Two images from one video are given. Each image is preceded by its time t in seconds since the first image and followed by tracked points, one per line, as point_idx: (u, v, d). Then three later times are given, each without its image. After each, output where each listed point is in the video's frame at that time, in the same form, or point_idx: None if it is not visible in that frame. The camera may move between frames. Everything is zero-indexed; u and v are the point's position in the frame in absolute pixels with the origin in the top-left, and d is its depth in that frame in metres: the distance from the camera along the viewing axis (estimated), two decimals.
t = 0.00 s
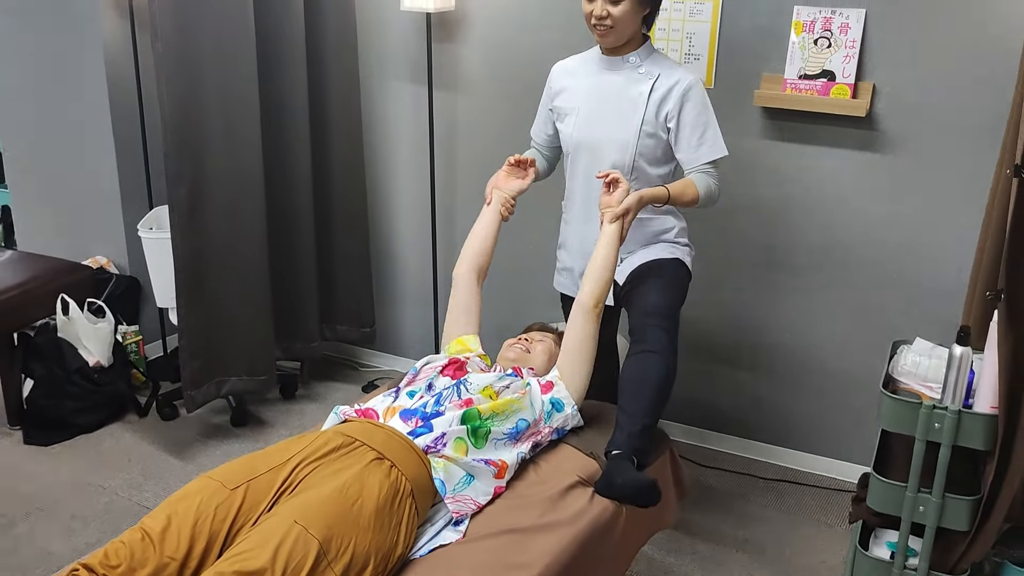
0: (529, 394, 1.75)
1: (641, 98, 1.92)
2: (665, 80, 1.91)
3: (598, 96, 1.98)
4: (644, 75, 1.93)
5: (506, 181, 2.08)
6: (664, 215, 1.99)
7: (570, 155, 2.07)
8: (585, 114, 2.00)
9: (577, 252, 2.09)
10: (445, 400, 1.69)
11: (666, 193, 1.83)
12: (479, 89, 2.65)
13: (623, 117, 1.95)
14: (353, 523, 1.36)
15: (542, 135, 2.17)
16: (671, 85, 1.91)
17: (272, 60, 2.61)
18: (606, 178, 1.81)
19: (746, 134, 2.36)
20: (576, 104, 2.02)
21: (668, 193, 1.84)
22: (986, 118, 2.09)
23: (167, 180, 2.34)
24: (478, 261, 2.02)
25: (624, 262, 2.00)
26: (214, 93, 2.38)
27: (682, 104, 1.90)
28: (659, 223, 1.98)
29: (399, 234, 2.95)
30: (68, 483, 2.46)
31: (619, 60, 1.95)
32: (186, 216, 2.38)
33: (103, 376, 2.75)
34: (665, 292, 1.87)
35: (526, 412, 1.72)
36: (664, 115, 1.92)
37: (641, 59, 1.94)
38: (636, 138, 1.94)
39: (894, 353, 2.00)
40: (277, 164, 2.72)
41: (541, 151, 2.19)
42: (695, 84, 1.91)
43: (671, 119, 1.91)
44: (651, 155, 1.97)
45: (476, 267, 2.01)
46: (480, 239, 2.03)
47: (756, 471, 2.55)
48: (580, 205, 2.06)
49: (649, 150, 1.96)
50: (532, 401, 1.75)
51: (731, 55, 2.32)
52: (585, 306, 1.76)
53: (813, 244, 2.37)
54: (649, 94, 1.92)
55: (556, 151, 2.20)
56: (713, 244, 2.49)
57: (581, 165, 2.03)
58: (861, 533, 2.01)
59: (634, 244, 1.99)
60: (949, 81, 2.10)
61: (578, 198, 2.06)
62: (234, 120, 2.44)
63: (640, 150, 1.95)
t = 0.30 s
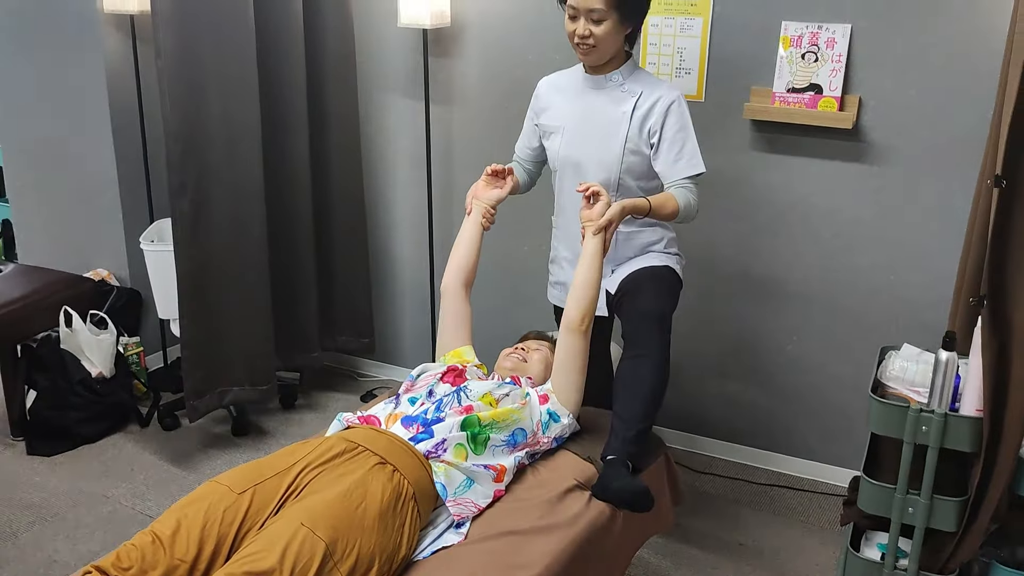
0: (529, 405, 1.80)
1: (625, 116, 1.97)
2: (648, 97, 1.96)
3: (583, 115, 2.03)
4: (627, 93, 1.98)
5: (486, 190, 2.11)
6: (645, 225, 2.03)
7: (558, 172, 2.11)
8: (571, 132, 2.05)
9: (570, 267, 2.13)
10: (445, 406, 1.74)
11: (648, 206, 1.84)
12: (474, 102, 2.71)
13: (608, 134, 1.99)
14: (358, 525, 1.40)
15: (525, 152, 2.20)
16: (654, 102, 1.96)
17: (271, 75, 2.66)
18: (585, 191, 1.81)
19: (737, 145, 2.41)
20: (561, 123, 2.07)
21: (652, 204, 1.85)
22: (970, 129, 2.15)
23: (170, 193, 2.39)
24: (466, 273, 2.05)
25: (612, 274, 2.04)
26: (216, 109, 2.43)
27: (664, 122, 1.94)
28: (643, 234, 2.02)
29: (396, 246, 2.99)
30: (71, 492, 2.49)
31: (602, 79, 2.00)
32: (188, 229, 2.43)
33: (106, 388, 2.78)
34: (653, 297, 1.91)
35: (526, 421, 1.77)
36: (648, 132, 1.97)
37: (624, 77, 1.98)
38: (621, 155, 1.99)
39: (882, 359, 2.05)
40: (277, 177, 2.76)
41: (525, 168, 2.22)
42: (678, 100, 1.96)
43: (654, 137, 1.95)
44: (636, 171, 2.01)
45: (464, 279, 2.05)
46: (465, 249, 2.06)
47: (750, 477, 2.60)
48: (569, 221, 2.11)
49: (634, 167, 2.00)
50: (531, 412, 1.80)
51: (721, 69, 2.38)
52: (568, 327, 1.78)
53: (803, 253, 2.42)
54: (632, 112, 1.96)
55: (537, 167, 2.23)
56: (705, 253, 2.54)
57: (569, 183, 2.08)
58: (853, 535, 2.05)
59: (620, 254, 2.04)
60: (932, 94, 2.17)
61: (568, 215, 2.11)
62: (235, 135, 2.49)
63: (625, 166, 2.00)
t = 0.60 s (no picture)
0: (532, 415, 1.83)
1: (614, 130, 2.01)
2: (637, 111, 2.00)
3: (573, 130, 2.07)
4: (616, 107, 2.02)
5: (429, 226, 2.05)
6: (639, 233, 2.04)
7: (552, 185, 2.16)
8: (563, 147, 2.09)
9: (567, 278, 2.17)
10: (447, 412, 1.76)
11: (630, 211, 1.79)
12: (467, 113, 2.74)
13: (598, 148, 2.04)
14: (366, 528, 1.43)
15: (511, 163, 2.24)
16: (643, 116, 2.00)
17: (266, 88, 2.69)
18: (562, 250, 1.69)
19: (727, 154, 2.46)
20: (553, 137, 2.11)
21: (631, 211, 1.79)
22: (953, 137, 2.21)
23: (169, 206, 2.42)
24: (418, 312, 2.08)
25: (607, 281, 2.07)
26: (213, 121, 2.46)
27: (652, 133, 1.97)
28: (634, 242, 2.04)
29: (390, 256, 3.02)
30: (70, 504, 2.50)
31: (591, 94, 2.04)
32: (186, 241, 2.46)
33: (101, 400, 2.80)
34: (646, 304, 1.94)
35: (528, 432, 1.80)
36: (637, 143, 2.00)
37: (613, 91, 2.02)
38: (612, 167, 2.03)
39: (872, 362, 2.09)
40: (273, 189, 2.80)
41: (514, 180, 2.27)
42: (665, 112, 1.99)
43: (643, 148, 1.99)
44: (627, 183, 2.05)
45: (417, 317, 2.08)
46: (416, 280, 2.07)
47: (742, 480, 2.64)
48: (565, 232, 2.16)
49: (626, 178, 2.04)
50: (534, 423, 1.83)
51: (709, 79, 2.42)
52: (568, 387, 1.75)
53: (791, 259, 2.47)
54: (621, 126, 2.01)
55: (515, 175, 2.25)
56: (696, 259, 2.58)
57: (563, 196, 2.13)
58: (845, 535, 2.09)
59: (614, 263, 2.06)
60: (915, 103, 2.22)
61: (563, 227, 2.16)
62: (231, 147, 2.51)
63: (616, 179, 2.04)
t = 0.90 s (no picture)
0: (534, 422, 1.85)
1: (614, 132, 2.05)
2: (636, 115, 2.05)
3: (574, 131, 2.11)
4: (616, 111, 2.06)
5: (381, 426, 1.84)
6: (634, 234, 2.09)
7: (551, 188, 2.19)
8: (564, 149, 2.13)
9: (564, 278, 2.20)
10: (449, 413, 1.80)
11: (628, 196, 1.82)
12: (457, 120, 2.78)
13: (597, 150, 2.08)
14: (377, 527, 1.46)
15: (506, 157, 2.26)
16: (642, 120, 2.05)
17: (259, 97, 2.71)
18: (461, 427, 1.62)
19: (715, 158, 2.50)
20: (554, 138, 2.16)
21: (627, 193, 1.83)
22: (936, 139, 2.27)
23: (164, 214, 2.45)
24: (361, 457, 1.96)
25: (604, 282, 2.12)
26: (207, 129, 2.48)
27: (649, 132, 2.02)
28: (631, 246, 2.09)
29: (382, 262, 3.04)
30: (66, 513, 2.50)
31: (591, 98, 2.08)
32: (182, 249, 2.49)
33: (96, 409, 2.79)
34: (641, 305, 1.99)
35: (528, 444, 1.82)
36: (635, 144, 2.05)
37: (613, 95, 2.07)
38: (611, 168, 2.06)
39: (861, 359, 2.14)
40: (266, 197, 2.81)
41: (505, 169, 2.28)
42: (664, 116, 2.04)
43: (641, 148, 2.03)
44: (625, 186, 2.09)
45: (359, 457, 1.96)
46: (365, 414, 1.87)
47: (734, 478, 2.68)
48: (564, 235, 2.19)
49: (624, 180, 2.08)
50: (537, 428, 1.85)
51: (697, 85, 2.47)
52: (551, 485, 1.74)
53: (780, 260, 2.52)
54: (621, 129, 2.05)
55: (499, 168, 2.25)
56: (687, 262, 2.62)
57: (562, 198, 2.16)
58: (838, 529, 2.13)
59: (613, 264, 2.10)
60: (897, 107, 2.28)
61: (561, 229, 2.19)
62: (226, 155, 2.53)
63: (615, 180, 2.07)
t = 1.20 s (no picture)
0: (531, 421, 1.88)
1: (614, 134, 2.11)
2: (635, 118, 2.11)
3: (573, 132, 2.16)
4: (615, 112, 2.11)
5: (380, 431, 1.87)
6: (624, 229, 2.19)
7: (549, 187, 2.24)
8: (563, 149, 2.18)
9: (558, 275, 2.26)
10: (448, 413, 1.86)
11: (654, 223, 1.89)
12: (447, 127, 2.82)
13: (597, 150, 2.13)
14: (383, 524, 1.50)
15: (507, 157, 2.28)
16: (642, 122, 2.10)
17: (250, 105, 2.74)
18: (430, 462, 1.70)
19: (702, 162, 2.55)
20: (553, 138, 2.19)
21: (652, 219, 1.90)
22: (916, 142, 2.33)
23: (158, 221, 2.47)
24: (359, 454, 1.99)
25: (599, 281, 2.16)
26: (200, 137, 2.50)
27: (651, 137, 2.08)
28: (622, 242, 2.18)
29: (373, 267, 3.07)
30: (62, 520, 2.50)
31: (591, 99, 2.13)
32: (176, 257, 2.51)
33: (90, 416, 2.80)
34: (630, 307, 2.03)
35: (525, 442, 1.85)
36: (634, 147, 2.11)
37: (611, 98, 2.12)
38: (610, 169, 2.12)
39: (847, 356, 2.17)
40: (258, 204, 2.84)
41: (508, 173, 2.30)
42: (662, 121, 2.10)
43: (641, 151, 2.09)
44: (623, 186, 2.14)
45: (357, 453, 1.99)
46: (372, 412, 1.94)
47: (723, 476, 2.73)
48: (560, 234, 2.24)
49: (623, 183, 2.13)
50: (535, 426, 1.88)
51: (684, 90, 2.52)
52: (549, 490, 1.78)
53: (766, 262, 2.57)
54: (622, 130, 2.10)
55: (499, 175, 2.26)
56: (675, 264, 2.67)
57: (559, 198, 2.21)
58: (827, 523, 2.19)
59: (604, 258, 2.19)
60: (877, 111, 2.35)
61: (557, 227, 2.24)
62: (219, 163, 2.56)
63: (613, 180, 2.13)
